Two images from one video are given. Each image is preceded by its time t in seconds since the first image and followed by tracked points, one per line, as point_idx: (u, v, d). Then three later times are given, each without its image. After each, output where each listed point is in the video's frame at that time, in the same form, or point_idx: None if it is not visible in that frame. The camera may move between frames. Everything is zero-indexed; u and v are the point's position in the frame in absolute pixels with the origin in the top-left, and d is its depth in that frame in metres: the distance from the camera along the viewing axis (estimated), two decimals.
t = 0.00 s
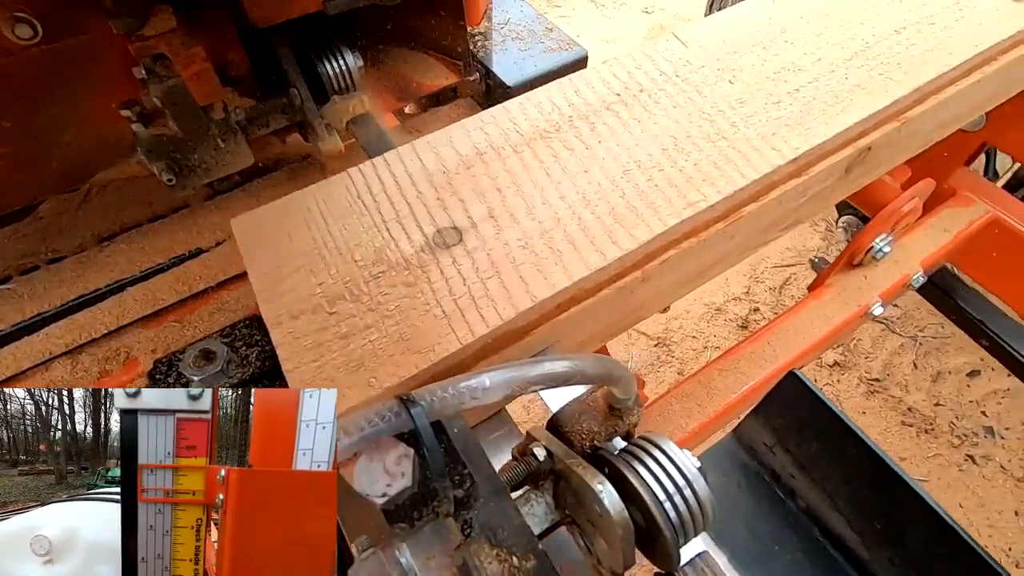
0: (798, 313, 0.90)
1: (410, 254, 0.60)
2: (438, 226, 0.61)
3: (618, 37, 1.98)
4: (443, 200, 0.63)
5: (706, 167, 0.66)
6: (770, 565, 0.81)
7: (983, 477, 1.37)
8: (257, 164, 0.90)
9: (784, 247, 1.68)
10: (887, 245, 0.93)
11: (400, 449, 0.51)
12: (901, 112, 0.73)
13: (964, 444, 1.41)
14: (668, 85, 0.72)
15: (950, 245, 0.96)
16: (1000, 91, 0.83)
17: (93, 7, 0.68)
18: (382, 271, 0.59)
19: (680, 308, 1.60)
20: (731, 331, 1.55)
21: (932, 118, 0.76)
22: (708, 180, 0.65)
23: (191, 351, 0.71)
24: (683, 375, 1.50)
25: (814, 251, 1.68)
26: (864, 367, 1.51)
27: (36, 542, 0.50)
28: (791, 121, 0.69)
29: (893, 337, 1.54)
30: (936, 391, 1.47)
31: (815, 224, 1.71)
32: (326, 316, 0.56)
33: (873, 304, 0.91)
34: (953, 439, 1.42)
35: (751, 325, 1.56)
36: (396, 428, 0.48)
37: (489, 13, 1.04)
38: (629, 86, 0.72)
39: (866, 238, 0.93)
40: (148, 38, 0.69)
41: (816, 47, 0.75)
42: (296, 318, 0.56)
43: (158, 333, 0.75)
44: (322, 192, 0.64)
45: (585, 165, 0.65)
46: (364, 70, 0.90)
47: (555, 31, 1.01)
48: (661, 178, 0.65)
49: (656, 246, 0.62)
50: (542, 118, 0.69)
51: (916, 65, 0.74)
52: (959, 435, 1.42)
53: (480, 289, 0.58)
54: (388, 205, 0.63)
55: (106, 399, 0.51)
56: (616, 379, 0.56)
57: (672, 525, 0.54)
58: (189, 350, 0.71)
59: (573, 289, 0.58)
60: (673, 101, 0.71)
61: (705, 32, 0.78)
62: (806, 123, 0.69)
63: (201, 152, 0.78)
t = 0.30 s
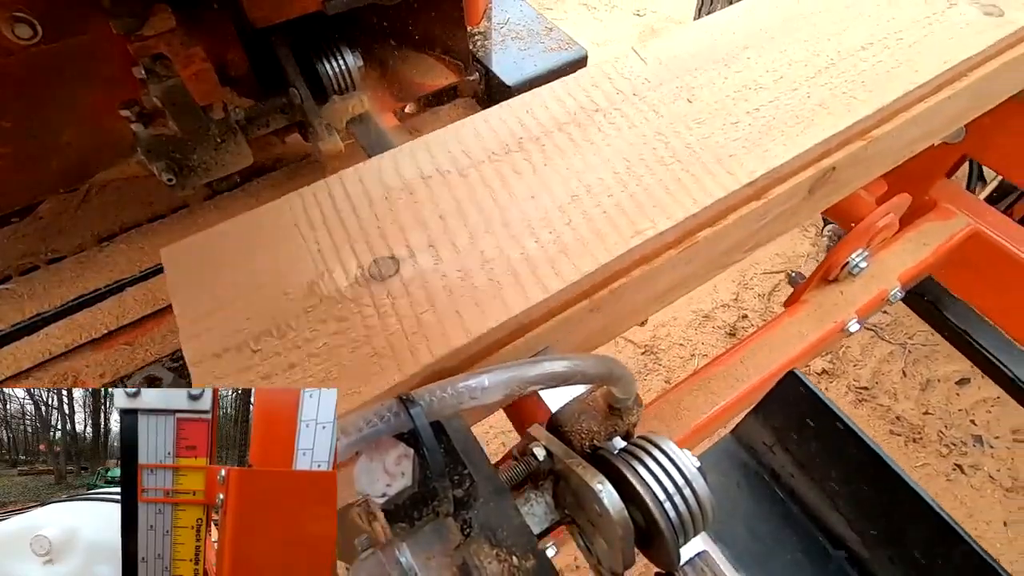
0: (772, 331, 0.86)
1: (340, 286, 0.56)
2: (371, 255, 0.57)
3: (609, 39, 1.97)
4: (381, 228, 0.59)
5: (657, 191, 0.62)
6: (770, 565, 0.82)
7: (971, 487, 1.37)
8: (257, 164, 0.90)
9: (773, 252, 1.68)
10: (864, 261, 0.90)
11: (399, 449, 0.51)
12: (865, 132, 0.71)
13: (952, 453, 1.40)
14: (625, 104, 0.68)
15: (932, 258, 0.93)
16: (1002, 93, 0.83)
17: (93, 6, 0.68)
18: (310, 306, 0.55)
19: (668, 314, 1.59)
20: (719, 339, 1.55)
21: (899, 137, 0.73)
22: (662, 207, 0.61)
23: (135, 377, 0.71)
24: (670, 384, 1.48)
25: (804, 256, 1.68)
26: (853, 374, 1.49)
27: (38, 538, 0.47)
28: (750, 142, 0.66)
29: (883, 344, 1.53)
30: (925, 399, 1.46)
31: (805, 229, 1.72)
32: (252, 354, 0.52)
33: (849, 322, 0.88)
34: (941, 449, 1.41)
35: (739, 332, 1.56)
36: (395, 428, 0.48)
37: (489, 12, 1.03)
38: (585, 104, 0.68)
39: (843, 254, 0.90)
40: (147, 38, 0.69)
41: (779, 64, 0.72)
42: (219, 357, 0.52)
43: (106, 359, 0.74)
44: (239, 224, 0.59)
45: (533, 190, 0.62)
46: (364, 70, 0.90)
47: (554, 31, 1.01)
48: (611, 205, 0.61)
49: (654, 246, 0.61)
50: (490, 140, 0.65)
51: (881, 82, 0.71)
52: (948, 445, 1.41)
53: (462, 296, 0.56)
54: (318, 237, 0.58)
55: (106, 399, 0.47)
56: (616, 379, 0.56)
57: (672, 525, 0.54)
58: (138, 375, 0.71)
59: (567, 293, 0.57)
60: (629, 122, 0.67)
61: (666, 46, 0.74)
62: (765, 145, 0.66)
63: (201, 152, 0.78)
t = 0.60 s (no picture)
0: (749, 346, 0.89)
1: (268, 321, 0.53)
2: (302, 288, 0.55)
3: (600, 42, 1.97)
4: (331, 250, 0.57)
5: (605, 217, 0.59)
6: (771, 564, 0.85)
7: (960, 497, 1.37)
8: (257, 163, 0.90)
9: (762, 259, 1.69)
10: (839, 276, 0.93)
11: (399, 449, 0.51)
12: (828, 151, 0.69)
13: (941, 462, 1.40)
14: (579, 125, 0.66)
15: (908, 272, 0.94)
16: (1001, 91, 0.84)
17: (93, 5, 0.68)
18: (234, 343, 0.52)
19: (656, 322, 1.60)
20: (706, 346, 1.55)
21: (867, 156, 0.72)
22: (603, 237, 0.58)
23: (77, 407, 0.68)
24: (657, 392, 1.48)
25: (793, 262, 1.68)
26: (841, 383, 1.49)
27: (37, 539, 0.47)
28: (704, 165, 0.63)
29: (871, 351, 1.54)
30: (914, 408, 1.47)
31: (794, 235, 1.72)
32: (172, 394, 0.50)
33: (825, 337, 0.91)
34: (929, 458, 1.41)
35: (727, 340, 1.56)
36: (395, 427, 0.48)
37: (489, 12, 1.04)
38: (538, 125, 0.66)
39: (817, 270, 0.93)
40: (147, 37, 0.69)
41: (741, 81, 0.70)
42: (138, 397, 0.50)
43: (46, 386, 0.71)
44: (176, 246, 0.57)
45: (479, 216, 0.59)
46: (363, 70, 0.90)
47: (554, 30, 1.00)
48: (557, 232, 0.58)
49: (638, 255, 0.59)
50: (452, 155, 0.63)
51: (844, 101, 0.69)
52: (936, 454, 1.41)
53: (456, 296, 0.55)
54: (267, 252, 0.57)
55: (105, 399, 0.47)
56: (616, 379, 0.56)
57: (672, 524, 0.54)
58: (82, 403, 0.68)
59: (564, 293, 0.56)
60: (581, 143, 0.65)
61: (627, 63, 0.72)
62: (721, 167, 0.63)
63: (200, 151, 0.77)
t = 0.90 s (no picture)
0: (722, 365, 0.85)
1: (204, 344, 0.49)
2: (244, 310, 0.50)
3: (593, 45, 1.96)
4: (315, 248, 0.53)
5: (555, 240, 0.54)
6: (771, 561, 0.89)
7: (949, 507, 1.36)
8: (257, 163, 0.90)
9: (753, 265, 1.69)
10: (814, 292, 0.89)
11: (400, 448, 0.51)
12: (792, 172, 0.64)
13: (930, 472, 1.40)
14: (530, 146, 0.60)
15: (887, 288, 0.90)
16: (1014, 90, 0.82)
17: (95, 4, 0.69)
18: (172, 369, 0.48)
19: (644, 328, 1.59)
20: (694, 354, 1.55)
21: (834, 176, 0.66)
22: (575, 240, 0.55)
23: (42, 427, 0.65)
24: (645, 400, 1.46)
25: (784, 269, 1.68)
26: (831, 391, 1.49)
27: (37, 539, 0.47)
28: (657, 190, 0.58)
29: (861, 359, 1.53)
30: (903, 417, 1.46)
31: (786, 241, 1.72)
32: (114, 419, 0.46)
33: (800, 356, 0.86)
34: (919, 468, 1.41)
35: (715, 348, 1.56)
36: (396, 428, 0.46)
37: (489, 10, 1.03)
38: (487, 147, 0.60)
39: (792, 286, 0.88)
40: (146, 36, 0.69)
41: (703, 100, 0.64)
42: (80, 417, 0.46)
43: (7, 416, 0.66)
44: (180, 242, 0.52)
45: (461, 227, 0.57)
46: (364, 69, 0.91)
47: (554, 30, 1.00)
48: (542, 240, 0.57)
49: (640, 253, 0.56)
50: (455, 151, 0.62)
51: (807, 121, 0.64)
52: (925, 464, 1.41)
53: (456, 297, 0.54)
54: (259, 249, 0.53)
55: (106, 399, 0.46)
56: (616, 378, 0.56)
57: (673, 524, 0.54)
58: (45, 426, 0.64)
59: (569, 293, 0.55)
60: (531, 166, 0.59)
61: (583, 78, 0.66)
62: (676, 193, 0.58)
63: (200, 151, 0.77)
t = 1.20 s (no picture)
0: (699, 381, 0.85)
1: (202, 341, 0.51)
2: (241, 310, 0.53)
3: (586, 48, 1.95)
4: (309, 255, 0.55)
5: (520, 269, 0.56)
6: (770, 560, 0.90)
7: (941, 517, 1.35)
8: (258, 162, 0.90)
9: (742, 272, 1.69)
10: (789, 310, 0.89)
11: (401, 449, 0.50)
12: (754, 195, 0.64)
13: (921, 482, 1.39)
14: (482, 170, 0.61)
15: (865, 305, 0.91)
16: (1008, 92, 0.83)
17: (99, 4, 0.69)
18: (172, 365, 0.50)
19: (633, 336, 1.59)
20: (683, 363, 1.55)
21: (800, 196, 0.67)
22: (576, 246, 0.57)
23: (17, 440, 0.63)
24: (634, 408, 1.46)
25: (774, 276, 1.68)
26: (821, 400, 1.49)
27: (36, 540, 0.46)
28: (607, 216, 0.59)
29: (852, 367, 1.53)
30: (894, 427, 1.46)
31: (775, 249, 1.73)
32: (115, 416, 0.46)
33: (775, 374, 0.88)
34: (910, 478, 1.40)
35: (704, 355, 1.55)
36: (396, 428, 0.47)
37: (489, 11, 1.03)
38: (436, 171, 0.61)
39: (768, 303, 0.89)
40: (147, 36, 0.68)
41: (661, 121, 0.65)
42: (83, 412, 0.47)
43: None
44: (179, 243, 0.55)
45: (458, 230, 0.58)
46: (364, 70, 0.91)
47: (554, 30, 1.00)
48: (542, 244, 0.57)
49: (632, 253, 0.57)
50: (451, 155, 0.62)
51: (766, 144, 0.64)
52: (916, 474, 1.41)
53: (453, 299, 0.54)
54: (260, 254, 0.55)
55: (104, 400, 0.47)
56: (615, 378, 0.56)
57: (673, 524, 0.54)
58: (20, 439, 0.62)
59: (566, 293, 0.56)
60: (479, 191, 0.60)
61: (541, 100, 0.67)
62: (626, 220, 0.59)
63: (200, 151, 0.77)
